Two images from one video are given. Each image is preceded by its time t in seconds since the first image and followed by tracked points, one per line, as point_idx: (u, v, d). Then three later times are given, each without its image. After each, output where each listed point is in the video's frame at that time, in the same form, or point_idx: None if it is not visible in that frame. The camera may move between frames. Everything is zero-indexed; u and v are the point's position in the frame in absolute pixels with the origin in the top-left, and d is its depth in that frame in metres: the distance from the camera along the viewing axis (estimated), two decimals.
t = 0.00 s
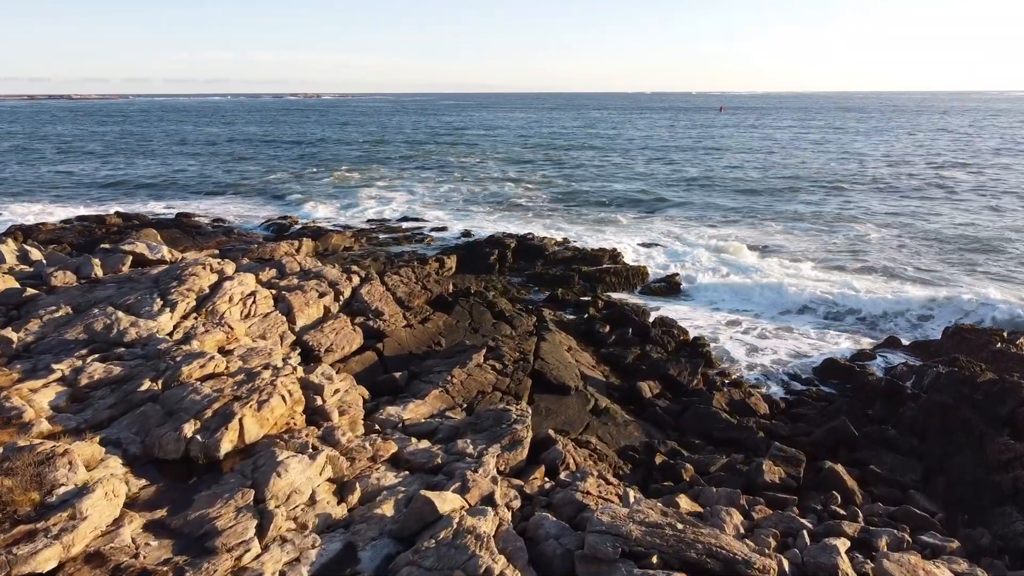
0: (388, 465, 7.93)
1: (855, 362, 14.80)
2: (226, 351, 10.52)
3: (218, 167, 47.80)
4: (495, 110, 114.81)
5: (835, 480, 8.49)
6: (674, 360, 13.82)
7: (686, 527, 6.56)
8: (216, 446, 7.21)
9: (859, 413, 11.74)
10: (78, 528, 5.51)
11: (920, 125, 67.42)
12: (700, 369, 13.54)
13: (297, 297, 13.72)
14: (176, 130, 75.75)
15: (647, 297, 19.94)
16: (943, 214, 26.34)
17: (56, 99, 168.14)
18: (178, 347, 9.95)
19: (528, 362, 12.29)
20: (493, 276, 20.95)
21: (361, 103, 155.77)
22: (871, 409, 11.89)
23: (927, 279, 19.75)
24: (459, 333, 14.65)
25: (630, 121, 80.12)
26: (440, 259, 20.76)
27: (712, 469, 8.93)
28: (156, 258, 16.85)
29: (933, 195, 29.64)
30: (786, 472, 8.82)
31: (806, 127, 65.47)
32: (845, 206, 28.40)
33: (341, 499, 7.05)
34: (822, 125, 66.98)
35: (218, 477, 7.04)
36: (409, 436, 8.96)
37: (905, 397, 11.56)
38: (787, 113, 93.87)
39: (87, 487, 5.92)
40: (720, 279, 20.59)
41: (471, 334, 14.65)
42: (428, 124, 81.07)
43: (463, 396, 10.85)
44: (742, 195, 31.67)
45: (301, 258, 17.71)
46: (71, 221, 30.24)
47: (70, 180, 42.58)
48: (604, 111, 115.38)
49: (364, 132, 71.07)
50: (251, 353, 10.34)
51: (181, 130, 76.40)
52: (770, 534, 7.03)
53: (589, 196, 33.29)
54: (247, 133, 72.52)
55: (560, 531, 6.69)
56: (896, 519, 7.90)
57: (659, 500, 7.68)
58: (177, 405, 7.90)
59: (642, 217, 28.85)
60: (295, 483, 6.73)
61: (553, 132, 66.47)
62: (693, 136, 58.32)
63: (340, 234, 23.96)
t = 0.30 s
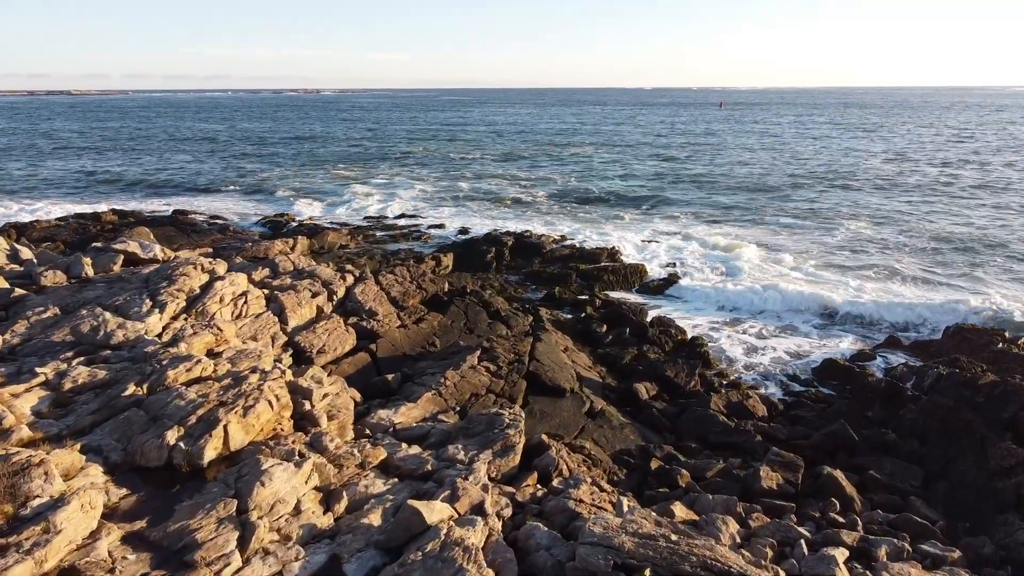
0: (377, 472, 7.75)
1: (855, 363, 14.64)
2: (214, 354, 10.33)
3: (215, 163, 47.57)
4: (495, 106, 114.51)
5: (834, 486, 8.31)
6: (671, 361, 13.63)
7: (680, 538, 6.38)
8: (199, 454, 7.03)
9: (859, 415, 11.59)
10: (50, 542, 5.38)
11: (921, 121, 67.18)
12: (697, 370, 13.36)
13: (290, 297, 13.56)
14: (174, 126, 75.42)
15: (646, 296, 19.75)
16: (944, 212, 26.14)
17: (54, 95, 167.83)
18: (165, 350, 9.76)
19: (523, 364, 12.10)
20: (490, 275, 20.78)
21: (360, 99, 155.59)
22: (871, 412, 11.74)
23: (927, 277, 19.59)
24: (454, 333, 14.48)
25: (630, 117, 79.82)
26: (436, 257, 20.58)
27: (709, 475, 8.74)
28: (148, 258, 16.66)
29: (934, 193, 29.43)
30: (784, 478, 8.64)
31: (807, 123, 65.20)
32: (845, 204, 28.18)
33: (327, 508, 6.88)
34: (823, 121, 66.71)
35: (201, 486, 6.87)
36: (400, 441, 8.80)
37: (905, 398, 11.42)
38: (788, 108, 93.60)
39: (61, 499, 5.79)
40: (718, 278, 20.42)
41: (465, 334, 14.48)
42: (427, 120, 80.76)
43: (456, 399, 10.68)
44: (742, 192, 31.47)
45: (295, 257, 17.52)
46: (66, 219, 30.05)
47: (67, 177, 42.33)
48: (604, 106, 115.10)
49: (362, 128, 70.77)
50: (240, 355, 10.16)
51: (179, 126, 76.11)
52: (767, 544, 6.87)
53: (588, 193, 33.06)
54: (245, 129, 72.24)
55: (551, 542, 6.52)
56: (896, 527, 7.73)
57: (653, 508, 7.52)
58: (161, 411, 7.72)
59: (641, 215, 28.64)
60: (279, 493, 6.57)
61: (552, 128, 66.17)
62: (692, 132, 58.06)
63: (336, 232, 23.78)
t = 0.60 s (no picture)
0: (364, 480, 7.57)
1: (854, 363, 14.47)
2: (203, 357, 10.14)
3: (213, 160, 47.35)
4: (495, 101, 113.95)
5: (832, 493, 8.15)
6: (668, 362, 13.43)
7: (673, 551, 6.21)
8: (182, 463, 6.86)
9: (859, 418, 11.43)
10: (21, 558, 5.30)
11: (922, 117, 66.89)
12: (695, 372, 13.18)
13: (282, 297, 13.37)
14: (172, 122, 75.09)
15: (644, 295, 19.56)
16: (945, 211, 25.91)
17: (52, 90, 167.23)
18: (151, 353, 9.57)
19: (517, 366, 11.89)
20: (487, 274, 20.59)
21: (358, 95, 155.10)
22: (871, 415, 11.58)
23: (929, 276, 19.41)
24: (449, 334, 14.29)
25: (630, 113, 79.47)
26: (432, 256, 20.37)
27: (705, 482, 8.57)
28: (140, 257, 16.46)
29: (936, 190, 29.20)
30: (782, 485, 8.47)
31: (807, 120, 64.92)
32: (846, 202, 27.95)
33: (313, 519, 6.72)
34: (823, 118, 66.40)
35: (183, 496, 6.71)
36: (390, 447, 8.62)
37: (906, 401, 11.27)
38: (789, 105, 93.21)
39: (36, 514, 5.72)
40: (718, 277, 20.22)
41: (460, 334, 14.29)
42: (426, 116, 80.42)
43: (449, 403, 10.51)
44: (742, 189, 31.23)
45: (289, 257, 17.32)
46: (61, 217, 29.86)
47: (63, 174, 42.08)
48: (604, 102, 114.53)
49: (361, 125, 70.50)
50: (228, 359, 9.97)
51: (177, 122, 75.81)
52: (762, 555, 6.70)
53: (586, 190, 32.82)
54: (244, 125, 71.95)
55: (541, 554, 6.36)
56: (896, 536, 7.56)
57: (647, 517, 7.36)
58: (143, 417, 7.54)
59: (640, 213, 28.42)
60: (262, 504, 6.40)
61: (552, 124, 65.90)
62: (693, 129, 57.76)
63: (332, 230, 23.58)
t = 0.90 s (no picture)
0: (352, 489, 7.39)
1: (855, 364, 14.29)
2: (191, 361, 9.94)
3: (211, 157, 47.15)
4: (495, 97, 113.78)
5: (831, 502, 7.98)
6: (665, 364, 13.23)
7: (666, 565, 6.04)
8: (163, 473, 6.68)
9: (859, 422, 11.24)
10: None
11: (923, 114, 66.59)
12: (692, 374, 12.99)
13: (274, 298, 13.18)
14: (170, 119, 74.79)
15: (642, 294, 19.36)
16: (946, 209, 25.70)
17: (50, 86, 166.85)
18: (137, 357, 9.38)
19: (512, 369, 11.69)
20: (484, 273, 20.39)
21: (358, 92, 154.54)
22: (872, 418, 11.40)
23: (929, 276, 19.18)
24: (443, 335, 14.10)
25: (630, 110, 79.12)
26: (428, 255, 20.18)
27: (701, 489, 8.38)
28: (131, 257, 16.25)
29: (937, 189, 28.96)
30: (780, 493, 8.29)
31: (808, 116, 64.59)
32: (846, 200, 27.74)
33: (297, 530, 6.54)
34: (824, 115, 66.08)
35: (164, 507, 6.53)
36: (379, 454, 8.43)
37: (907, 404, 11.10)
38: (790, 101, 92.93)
39: (7, 529, 5.53)
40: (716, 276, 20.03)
41: (455, 336, 14.09)
42: (425, 113, 80.10)
43: (441, 407, 10.32)
44: (741, 187, 31.00)
45: (282, 256, 17.11)
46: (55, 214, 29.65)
47: (59, 171, 41.85)
48: (603, 97, 114.36)
49: (360, 121, 70.20)
50: (216, 363, 9.77)
51: (175, 118, 75.53)
52: (759, 567, 6.53)
53: (584, 187, 32.59)
54: (242, 122, 71.69)
55: (531, 567, 6.18)
56: (896, 547, 7.39)
57: (642, 528, 7.18)
58: (125, 425, 7.35)
59: (638, 210, 28.20)
60: (244, 516, 6.23)
61: (551, 121, 65.61)
62: (693, 125, 57.46)
63: (328, 228, 23.39)
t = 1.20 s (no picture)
0: (339, 498, 7.20)
1: (856, 366, 14.12)
2: (178, 365, 9.74)
3: (208, 154, 46.89)
4: (494, 94, 113.34)
5: (831, 511, 7.80)
6: (663, 366, 13.04)
7: None
8: (143, 483, 6.50)
9: (859, 425, 11.08)
10: None
11: (925, 110, 66.19)
12: (690, 376, 12.80)
13: (266, 299, 12.97)
14: (168, 115, 74.53)
15: (639, 293, 19.19)
16: (946, 207, 25.48)
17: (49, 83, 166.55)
18: (122, 361, 9.18)
19: (506, 372, 11.49)
20: (480, 272, 20.21)
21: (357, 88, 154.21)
22: (872, 421, 11.24)
23: (931, 275, 19.01)
24: (438, 335, 13.92)
25: (630, 106, 78.72)
26: (424, 253, 19.99)
27: (698, 497, 8.20)
28: (123, 256, 16.05)
29: (938, 186, 28.73)
30: (779, 502, 8.11)
31: (809, 113, 64.30)
32: (846, 197, 27.53)
33: (281, 542, 6.37)
34: (825, 111, 65.79)
35: (143, 519, 6.35)
36: (369, 461, 8.25)
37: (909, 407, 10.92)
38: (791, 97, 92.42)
39: None
40: (715, 275, 19.85)
41: (450, 337, 13.90)
42: (425, 109, 79.77)
43: (434, 411, 10.12)
44: (741, 184, 30.79)
45: (276, 255, 16.91)
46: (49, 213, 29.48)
47: (55, 167, 41.65)
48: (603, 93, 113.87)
49: (359, 118, 69.92)
50: (204, 367, 9.57)
51: (173, 115, 75.28)
52: None
53: (583, 184, 32.37)
54: (241, 119, 71.43)
55: None
56: (898, 557, 7.23)
57: (636, 539, 7.00)
58: (105, 433, 7.15)
59: (637, 208, 28.00)
60: (226, 530, 6.05)
61: (550, 118, 65.33)
62: (693, 122, 57.18)
63: (324, 226, 23.19)
